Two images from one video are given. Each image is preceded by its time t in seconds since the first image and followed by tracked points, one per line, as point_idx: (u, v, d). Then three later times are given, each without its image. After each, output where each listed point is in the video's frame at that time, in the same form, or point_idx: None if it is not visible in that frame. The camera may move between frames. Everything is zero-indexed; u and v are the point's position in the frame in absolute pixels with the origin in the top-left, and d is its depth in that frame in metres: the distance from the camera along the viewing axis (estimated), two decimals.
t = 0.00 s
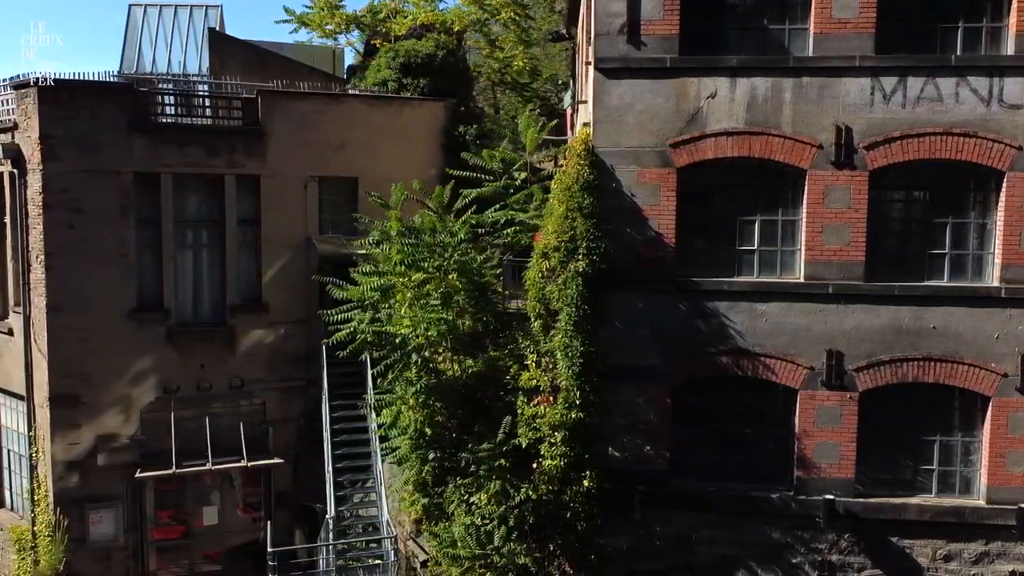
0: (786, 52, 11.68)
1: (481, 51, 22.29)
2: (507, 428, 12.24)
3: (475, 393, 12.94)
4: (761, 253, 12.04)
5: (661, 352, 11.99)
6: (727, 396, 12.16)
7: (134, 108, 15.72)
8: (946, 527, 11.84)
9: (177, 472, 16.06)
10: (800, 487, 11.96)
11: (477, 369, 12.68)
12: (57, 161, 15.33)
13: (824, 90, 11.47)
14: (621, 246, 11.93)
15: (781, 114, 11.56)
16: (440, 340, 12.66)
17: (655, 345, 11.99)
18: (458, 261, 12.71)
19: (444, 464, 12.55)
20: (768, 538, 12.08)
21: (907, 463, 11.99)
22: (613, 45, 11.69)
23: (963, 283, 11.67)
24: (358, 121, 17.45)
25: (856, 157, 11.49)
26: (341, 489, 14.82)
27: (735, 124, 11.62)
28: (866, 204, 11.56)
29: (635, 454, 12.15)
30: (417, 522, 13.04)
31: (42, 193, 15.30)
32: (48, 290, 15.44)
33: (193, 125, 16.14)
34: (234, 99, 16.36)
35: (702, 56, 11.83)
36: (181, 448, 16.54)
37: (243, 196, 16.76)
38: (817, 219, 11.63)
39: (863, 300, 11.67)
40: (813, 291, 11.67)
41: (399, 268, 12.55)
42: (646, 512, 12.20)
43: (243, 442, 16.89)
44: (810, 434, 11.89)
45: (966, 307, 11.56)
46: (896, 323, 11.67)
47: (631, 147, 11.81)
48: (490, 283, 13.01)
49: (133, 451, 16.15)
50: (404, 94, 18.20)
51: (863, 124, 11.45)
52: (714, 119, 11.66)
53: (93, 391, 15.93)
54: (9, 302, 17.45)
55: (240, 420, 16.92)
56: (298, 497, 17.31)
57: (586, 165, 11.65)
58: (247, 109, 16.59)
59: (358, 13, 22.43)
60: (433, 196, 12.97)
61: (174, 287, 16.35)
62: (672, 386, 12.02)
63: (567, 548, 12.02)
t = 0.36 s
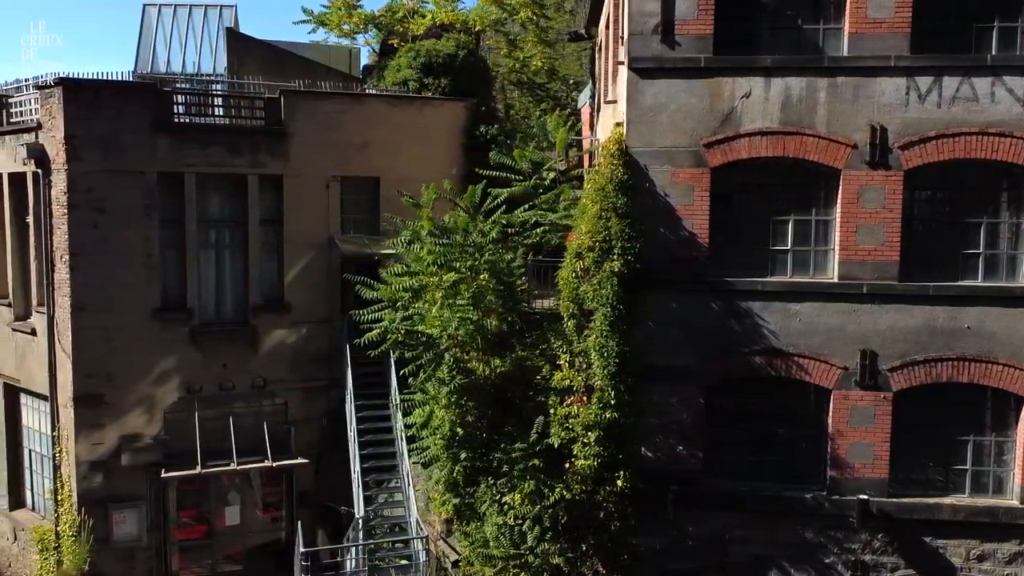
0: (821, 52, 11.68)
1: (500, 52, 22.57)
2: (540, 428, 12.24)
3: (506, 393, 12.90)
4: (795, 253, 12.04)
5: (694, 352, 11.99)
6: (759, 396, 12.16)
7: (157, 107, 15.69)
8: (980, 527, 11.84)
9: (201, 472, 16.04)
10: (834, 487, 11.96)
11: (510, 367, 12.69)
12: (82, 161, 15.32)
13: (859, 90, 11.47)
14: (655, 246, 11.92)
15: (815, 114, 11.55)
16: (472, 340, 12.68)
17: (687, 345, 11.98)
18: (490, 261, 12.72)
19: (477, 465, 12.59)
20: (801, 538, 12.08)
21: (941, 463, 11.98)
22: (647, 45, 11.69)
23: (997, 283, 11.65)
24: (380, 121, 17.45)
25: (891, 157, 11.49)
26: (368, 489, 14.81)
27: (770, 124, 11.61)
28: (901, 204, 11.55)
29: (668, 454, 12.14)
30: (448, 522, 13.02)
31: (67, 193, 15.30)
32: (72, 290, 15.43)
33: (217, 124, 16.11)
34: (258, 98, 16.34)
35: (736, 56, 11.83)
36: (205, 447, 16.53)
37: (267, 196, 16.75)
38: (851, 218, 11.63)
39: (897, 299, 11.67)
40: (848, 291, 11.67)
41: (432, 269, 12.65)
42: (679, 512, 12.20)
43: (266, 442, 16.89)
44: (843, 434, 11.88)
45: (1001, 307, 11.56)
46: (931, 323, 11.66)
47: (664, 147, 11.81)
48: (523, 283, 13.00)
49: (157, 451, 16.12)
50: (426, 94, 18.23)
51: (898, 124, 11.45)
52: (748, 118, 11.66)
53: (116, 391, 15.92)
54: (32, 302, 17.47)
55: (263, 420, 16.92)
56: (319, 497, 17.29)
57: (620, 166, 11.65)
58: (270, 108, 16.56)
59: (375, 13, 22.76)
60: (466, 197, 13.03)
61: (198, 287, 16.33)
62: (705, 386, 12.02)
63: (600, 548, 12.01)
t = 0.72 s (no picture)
0: (855, 52, 11.67)
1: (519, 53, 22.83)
2: (573, 428, 12.23)
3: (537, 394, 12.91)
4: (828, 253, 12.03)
5: (728, 353, 11.97)
6: (792, 396, 12.14)
7: (181, 107, 15.63)
8: (1014, 527, 11.84)
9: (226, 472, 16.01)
10: (868, 488, 11.95)
11: (540, 368, 12.68)
12: (106, 161, 15.28)
13: (894, 90, 11.45)
14: (689, 247, 11.90)
15: (851, 114, 11.54)
16: (503, 340, 12.63)
17: (721, 346, 11.97)
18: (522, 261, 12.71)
19: (508, 466, 12.51)
20: (834, 538, 12.08)
21: (974, 463, 11.99)
22: (681, 45, 11.68)
23: None
24: (403, 121, 17.42)
25: (926, 157, 11.48)
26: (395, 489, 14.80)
27: (804, 124, 11.60)
28: (935, 204, 11.54)
29: (701, 454, 12.13)
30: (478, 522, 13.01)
31: (92, 193, 15.27)
32: (97, 290, 15.39)
33: (241, 125, 16.07)
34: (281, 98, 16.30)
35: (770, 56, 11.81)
36: (228, 448, 16.51)
37: (290, 196, 16.72)
38: (886, 219, 11.62)
39: (932, 300, 11.67)
40: (882, 291, 11.67)
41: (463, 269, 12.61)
42: (712, 512, 12.19)
43: (290, 443, 16.89)
44: (877, 435, 11.87)
45: None
46: (965, 323, 11.66)
47: (698, 147, 11.79)
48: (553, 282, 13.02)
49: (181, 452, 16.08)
50: (448, 94, 18.24)
51: (933, 124, 11.44)
52: (782, 119, 11.65)
53: (140, 391, 15.87)
54: (54, 302, 17.47)
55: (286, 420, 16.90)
56: (341, 497, 17.27)
57: (655, 166, 11.64)
58: (292, 108, 16.53)
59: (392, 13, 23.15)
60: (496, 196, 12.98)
61: (221, 287, 16.29)
62: (738, 387, 12.01)
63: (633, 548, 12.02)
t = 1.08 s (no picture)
0: (891, 53, 11.68)
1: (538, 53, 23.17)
2: (607, 429, 12.21)
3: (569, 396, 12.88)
4: (862, 253, 12.02)
5: (762, 353, 11.98)
6: (826, 396, 12.14)
7: (207, 107, 15.61)
8: None
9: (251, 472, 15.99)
10: (902, 488, 11.96)
11: (572, 367, 12.70)
12: (132, 161, 15.26)
13: (931, 90, 11.45)
14: (724, 247, 11.90)
15: (887, 114, 11.53)
16: (536, 339, 12.65)
17: (755, 346, 11.97)
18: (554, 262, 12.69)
19: (541, 465, 12.54)
20: (869, 538, 12.10)
21: (1008, 463, 12.00)
22: (717, 45, 11.66)
23: None
24: (425, 121, 17.39)
25: (962, 157, 11.49)
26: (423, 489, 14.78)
27: (840, 124, 11.60)
28: (971, 205, 11.54)
29: (735, 454, 12.13)
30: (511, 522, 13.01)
31: (118, 193, 15.25)
32: (122, 290, 15.37)
33: (266, 125, 16.07)
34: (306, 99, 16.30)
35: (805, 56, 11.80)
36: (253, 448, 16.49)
37: (314, 196, 16.71)
38: (922, 219, 11.62)
39: (967, 300, 11.67)
40: (917, 292, 11.67)
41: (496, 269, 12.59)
42: (746, 513, 12.19)
43: (314, 443, 16.89)
44: (912, 435, 11.86)
45: None
46: (1001, 323, 11.66)
47: (733, 147, 11.79)
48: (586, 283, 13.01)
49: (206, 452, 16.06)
50: (471, 94, 18.24)
51: (969, 124, 11.45)
52: (817, 119, 11.65)
53: (165, 392, 15.85)
54: (78, 303, 17.46)
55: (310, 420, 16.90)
56: (364, 497, 17.26)
57: (689, 166, 11.64)
58: (317, 108, 16.51)
59: (410, 14, 23.64)
60: (529, 197, 12.97)
61: (246, 287, 16.27)
62: (773, 387, 12.01)
63: (667, 548, 12.00)
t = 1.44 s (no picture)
0: (927, 53, 11.68)
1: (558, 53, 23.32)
2: (641, 430, 12.19)
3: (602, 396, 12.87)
4: (898, 253, 12.01)
5: (797, 354, 11.97)
6: (861, 397, 12.12)
7: (233, 107, 15.57)
8: None
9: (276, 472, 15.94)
10: (938, 489, 11.95)
11: (604, 367, 12.80)
12: (159, 161, 15.20)
13: (968, 90, 11.45)
14: (760, 248, 11.89)
15: (923, 114, 11.52)
16: (569, 339, 12.62)
17: (790, 347, 11.97)
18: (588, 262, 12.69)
19: (575, 466, 12.51)
20: (903, 539, 12.08)
21: None
22: (753, 45, 11.65)
23: None
24: (450, 120, 17.36)
25: (999, 158, 11.49)
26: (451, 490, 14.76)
27: (876, 125, 11.59)
28: (1008, 205, 11.53)
29: (770, 455, 12.11)
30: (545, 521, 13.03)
31: (145, 193, 15.19)
32: (148, 291, 15.30)
33: (292, 125, 16.05)
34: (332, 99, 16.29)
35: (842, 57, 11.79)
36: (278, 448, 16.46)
37: (339, 196, 16.69)
38: (958, 219, 11.61)
39: (1003, 301, 11.68)
40: (954, 292, 11.67)
41: (530, 269, 12.57)
42: (780, 513, 12.19)
43: (339, 443, 16.87)
44: (948, 436, 11.84)
45: None
46: None
47: (768, 148, 11.78)
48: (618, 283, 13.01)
49: (231, 453, 16.01)
50: (494, 94, 18.23)
51: (1006, 125, 11.45)
52: (853, 120, 11.64)
53: (190, 392, 15.77)
54: (101, 303, 17.41)
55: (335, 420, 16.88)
56: (387, 497, 17.21)
57: (726, 166, 11.62)
58: (341, 108, 16.48)
59: (430, 15, 23.97)
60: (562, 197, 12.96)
61: (271, 287, 16.25)
62: (808, 388, 12.00)
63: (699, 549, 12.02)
